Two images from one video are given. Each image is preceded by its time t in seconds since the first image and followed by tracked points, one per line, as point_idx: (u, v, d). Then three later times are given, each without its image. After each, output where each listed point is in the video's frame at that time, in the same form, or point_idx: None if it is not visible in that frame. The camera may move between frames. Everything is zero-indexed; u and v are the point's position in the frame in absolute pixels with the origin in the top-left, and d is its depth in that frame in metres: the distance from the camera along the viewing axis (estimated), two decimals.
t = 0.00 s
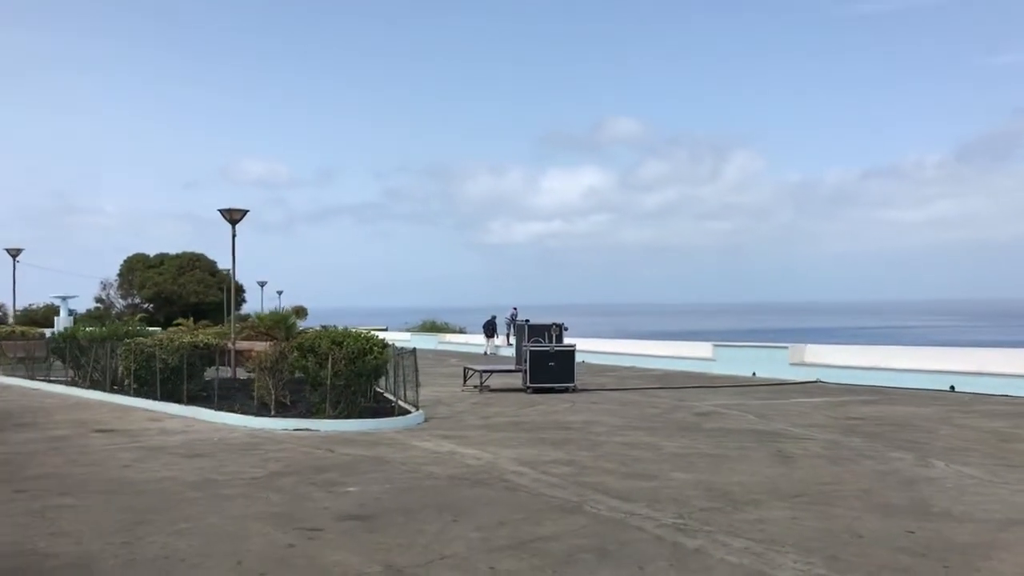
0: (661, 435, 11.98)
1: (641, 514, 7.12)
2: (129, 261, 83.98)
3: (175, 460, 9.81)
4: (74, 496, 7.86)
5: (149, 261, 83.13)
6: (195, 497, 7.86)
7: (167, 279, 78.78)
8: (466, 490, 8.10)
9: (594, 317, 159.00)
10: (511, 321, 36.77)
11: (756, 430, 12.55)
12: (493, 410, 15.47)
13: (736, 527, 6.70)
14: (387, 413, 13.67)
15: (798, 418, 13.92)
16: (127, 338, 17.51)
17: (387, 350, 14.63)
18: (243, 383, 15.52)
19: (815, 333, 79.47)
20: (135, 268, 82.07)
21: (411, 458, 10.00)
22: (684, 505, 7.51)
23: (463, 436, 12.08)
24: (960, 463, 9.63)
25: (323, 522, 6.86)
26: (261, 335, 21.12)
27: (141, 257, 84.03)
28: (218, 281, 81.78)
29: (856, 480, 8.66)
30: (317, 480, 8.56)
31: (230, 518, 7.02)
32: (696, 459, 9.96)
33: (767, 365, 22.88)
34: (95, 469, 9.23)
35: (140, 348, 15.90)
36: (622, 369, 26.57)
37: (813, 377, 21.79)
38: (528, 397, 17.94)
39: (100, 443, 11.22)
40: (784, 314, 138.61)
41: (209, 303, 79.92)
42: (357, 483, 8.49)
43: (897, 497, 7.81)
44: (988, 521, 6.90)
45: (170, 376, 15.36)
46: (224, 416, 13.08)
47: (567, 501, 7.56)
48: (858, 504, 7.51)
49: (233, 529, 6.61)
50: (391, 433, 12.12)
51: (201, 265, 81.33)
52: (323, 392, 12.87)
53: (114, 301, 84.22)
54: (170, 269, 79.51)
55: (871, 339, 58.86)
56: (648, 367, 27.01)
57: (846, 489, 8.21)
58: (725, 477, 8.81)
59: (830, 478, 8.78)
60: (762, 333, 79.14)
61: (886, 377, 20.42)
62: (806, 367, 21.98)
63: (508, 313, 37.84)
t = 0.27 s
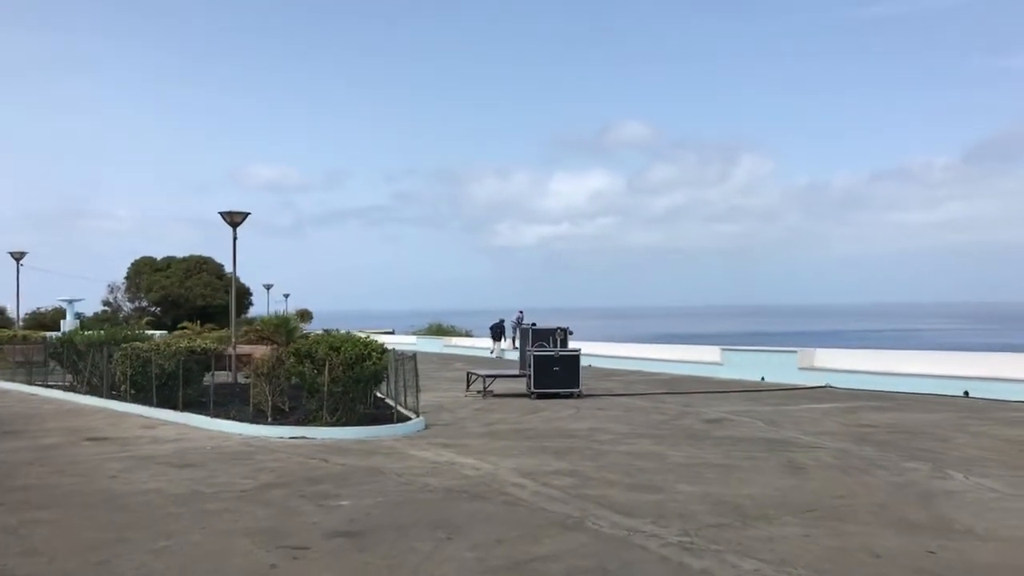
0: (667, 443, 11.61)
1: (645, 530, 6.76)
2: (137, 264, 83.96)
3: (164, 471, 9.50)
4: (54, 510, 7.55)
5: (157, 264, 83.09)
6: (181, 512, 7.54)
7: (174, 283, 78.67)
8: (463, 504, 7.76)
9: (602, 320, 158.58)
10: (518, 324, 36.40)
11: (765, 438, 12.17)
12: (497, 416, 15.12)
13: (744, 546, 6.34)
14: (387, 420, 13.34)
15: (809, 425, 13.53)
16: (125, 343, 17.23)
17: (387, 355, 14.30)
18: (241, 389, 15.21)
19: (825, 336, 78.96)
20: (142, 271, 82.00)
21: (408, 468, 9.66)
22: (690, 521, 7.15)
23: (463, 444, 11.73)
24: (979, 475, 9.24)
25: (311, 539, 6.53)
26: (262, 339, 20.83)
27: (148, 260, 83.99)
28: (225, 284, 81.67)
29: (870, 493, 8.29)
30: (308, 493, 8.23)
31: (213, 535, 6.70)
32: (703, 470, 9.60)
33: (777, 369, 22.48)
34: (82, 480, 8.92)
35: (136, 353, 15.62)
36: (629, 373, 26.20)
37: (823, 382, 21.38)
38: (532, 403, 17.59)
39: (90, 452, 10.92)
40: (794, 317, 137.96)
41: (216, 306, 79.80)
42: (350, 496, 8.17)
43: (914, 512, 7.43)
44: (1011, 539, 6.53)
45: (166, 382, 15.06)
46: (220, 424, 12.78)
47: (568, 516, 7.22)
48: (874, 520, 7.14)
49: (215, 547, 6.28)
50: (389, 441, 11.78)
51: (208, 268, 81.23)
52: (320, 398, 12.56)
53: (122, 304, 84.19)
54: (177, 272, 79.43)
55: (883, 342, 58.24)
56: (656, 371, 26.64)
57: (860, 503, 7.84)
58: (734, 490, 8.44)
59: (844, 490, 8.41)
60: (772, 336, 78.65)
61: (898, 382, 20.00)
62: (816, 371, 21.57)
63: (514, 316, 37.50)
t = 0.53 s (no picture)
0: (670, 447, 11.23)
1: (644, 542, 6.39)
2: (143, 266, 83.90)
3: (147, 476, 9.16)
4: (26, 519, 7.22)
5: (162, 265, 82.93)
6: (157, 520, 7.20)
7: (179, 285, 78.48)
8: (453, 512, 7.40)
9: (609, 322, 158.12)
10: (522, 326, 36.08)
11: (771, 442, 11.78)
12: (497, 420, 14.76)
13: (748, 558, 5.97)
14: (382, 425, 13.00)
15: (817, 429, 13.14)
16: (119, 344, 16.91)
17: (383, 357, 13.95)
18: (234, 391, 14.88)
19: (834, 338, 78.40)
20: (147, 273, 81.84)
21: (400, 474, 9.30)
22: (692, 530, 6.77)
23: (460, 447, 11.38)
24: (996, 482, 8.83)
25: (290, 551, 6.17)
26: (260, 341, 20.51)
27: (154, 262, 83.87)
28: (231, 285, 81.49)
29: (881, 501, 7.91)
30: (293, 500, 7.88)
31: (188, 545, 6.35)
32: (706, 475, 9.22)
33: (784, 372, 22.07)
34: (60, 487, 8.59)
35: (128, 355, 15.29)
36: (634, 375, 25.82)
37: (831, 385, 20.96)
38: (534, 405, 17.22)
39: (74, 457, 10.59)
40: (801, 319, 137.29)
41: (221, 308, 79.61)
42: (336, 503, 7.80)
43: (929, 522, 7.04)
44: None
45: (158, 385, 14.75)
46: (211, 427, 12.45)
47: (563, 526, 6.85)
48: (886, 530, 6.76)
49: (188, 560, 5.94)
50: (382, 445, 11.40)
51: (214, 270, 81.08)
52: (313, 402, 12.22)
53: (127, 307, 84.15)
54: (182, 274, 79.28)
55: (892, 345, 57.62)
56: (662, 373, 26.24)
57: (871, 511, 7.46)
58: (738, 497, 8.07)
59: (854, 498, 8.03)
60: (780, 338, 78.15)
61: (908, 385, 19.56)
62: (824, 374, 21.15)
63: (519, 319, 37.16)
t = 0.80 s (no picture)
0: (672, 456, 10.83)
1: (640, 560, 6.00)
2: (147, 270, 83.76)
3: (126, 487, 8.80)
4: None
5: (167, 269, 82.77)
6: (129, 536, 6.84)
7: (183, 289, 78.28)
8: (441, 527, 7.01)
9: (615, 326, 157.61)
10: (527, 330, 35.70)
11: (777, 451, 11.36)
12: (495, 427, 14.38)
13: None
14: (377, 432, 12.63)
15: (825, 437, 12.72)
16: (110, 348, 16.58)
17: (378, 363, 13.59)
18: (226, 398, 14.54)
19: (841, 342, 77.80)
20: (152, 277, 81.67)
21: (390, 484, 8.93)
22: (692, 548, 6.38)
23: (455, 456, 10.99)
24: (1013, 494, 8.41)
25: (263, 570, 5.80)
26: (257, 345, 20.17)
27: (159, 266, 83.69)
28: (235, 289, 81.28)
29: (893, 515, 7.50)
30: (274, 514, 7.51)
31: (157, 564, 5.99)
32: (709, 487, 8.82)
33: (791, 377, 21.63)
34: (35, 500, 8.24)
35: (118, 361, 14.96)
36: (639, 381, 25.40)
37: (839, 391, 20.52)
38: (534, 411, 16.81)
39: (55, 466, 10.25)
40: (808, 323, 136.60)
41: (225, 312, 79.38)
42: (318, 517, 7.43)
43: (945, 538, 6.64)
44: None
45: (148, 391, 14.41)
46: (200, 434, 12.11)
47: (555, 543, 6.47)
48: (898, 548, 6.35)
49: None
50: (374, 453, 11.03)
51: (218, 273, 80.89)
52: (305, 409, 11.87)
53: (132, 311, 84.00)
54: (187, 278, 79.11)
55: (901, 350, 57.03)
56: (667, 378, 25.82)
57: (883, 527, 7.06)
58: (742, 511, 7.67)
59: (864, 512, 7.62)
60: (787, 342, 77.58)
61: (918, 391, 19.11)
62: (832, 379, 20.71)
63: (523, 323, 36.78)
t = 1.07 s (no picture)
0: (687, 467, 10.40)
1: None
2: (163, 276, 83.93)
3: (118, 499, 8.48)
4: None
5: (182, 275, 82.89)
6: (113, 552, 6.50)
7: (198, 294, 78.34)
8: (441, 544, 6.64)
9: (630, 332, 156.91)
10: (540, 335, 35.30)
11: (797, 461, 10.92)
12: (504, 435, 14.00)
13: None
14: (382, 441, 12.28)
15: (846, 446, 12.26)
16: (114, 354, 16.32)
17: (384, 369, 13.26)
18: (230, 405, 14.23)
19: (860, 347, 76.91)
20: (166, 282, 81.81)
21: (391, 497, 8.56)
22: (707, 568, 5.98)
23: (461, 466, 10.61)
24: None
25: None
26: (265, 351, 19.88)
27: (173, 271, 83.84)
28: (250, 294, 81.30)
29: (922, 532, 7.06)
30: (267, 528, 7.16)
31: None
32: (726, 500, 8.40)
33: (809, 384, 21.14)
34: (23, 513, 7.94)
35: (121, 367, 14.69)
36: (653, 387, 24.96)
37: (859, 398, 20.02)
38: (545, 419, 16.40)
39: (50, 476, 9.95)
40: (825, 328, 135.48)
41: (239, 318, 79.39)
42: (314, 532, 7.07)
43: (978, 558, 6.21)
44: None
45: (151, 398, 14.12)
46: (201, 442, 11.79)
47: (562, 562, 6.08)
48: (929, 570, 5.92)
49: None
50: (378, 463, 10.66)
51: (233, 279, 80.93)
52: (307, 417, 11.54)
53: (147, 316, 84.18)
54: (201, 284, 79.18)
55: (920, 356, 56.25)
56: (683, 384, 25.36)
57: (911, 545, 6.63)
58: (761, 527, 7.26)
59: (891, 529, 7.18)
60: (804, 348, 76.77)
61: (941, 398, 18.58)
62: (851, 386, 20.21)
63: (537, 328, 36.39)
